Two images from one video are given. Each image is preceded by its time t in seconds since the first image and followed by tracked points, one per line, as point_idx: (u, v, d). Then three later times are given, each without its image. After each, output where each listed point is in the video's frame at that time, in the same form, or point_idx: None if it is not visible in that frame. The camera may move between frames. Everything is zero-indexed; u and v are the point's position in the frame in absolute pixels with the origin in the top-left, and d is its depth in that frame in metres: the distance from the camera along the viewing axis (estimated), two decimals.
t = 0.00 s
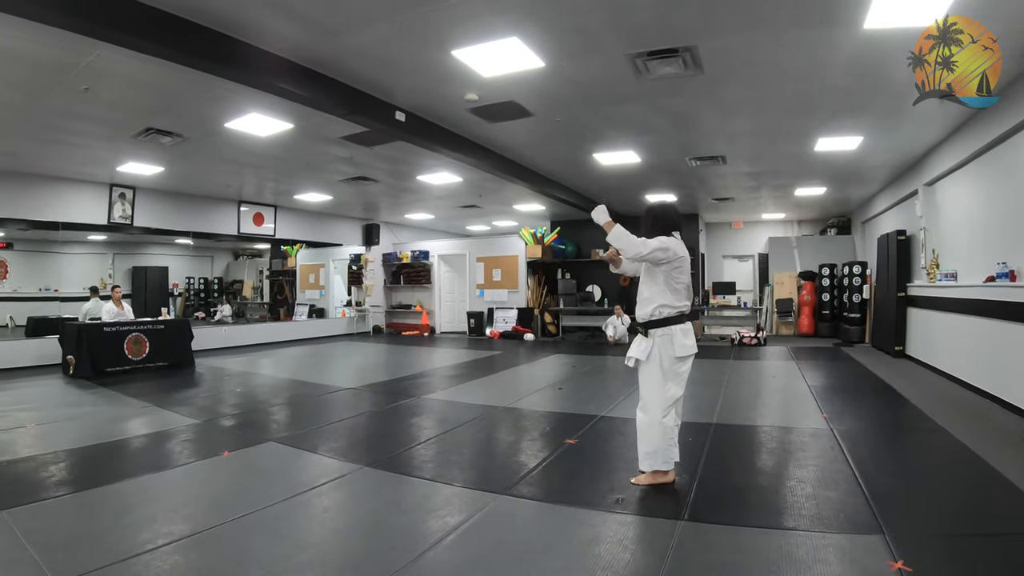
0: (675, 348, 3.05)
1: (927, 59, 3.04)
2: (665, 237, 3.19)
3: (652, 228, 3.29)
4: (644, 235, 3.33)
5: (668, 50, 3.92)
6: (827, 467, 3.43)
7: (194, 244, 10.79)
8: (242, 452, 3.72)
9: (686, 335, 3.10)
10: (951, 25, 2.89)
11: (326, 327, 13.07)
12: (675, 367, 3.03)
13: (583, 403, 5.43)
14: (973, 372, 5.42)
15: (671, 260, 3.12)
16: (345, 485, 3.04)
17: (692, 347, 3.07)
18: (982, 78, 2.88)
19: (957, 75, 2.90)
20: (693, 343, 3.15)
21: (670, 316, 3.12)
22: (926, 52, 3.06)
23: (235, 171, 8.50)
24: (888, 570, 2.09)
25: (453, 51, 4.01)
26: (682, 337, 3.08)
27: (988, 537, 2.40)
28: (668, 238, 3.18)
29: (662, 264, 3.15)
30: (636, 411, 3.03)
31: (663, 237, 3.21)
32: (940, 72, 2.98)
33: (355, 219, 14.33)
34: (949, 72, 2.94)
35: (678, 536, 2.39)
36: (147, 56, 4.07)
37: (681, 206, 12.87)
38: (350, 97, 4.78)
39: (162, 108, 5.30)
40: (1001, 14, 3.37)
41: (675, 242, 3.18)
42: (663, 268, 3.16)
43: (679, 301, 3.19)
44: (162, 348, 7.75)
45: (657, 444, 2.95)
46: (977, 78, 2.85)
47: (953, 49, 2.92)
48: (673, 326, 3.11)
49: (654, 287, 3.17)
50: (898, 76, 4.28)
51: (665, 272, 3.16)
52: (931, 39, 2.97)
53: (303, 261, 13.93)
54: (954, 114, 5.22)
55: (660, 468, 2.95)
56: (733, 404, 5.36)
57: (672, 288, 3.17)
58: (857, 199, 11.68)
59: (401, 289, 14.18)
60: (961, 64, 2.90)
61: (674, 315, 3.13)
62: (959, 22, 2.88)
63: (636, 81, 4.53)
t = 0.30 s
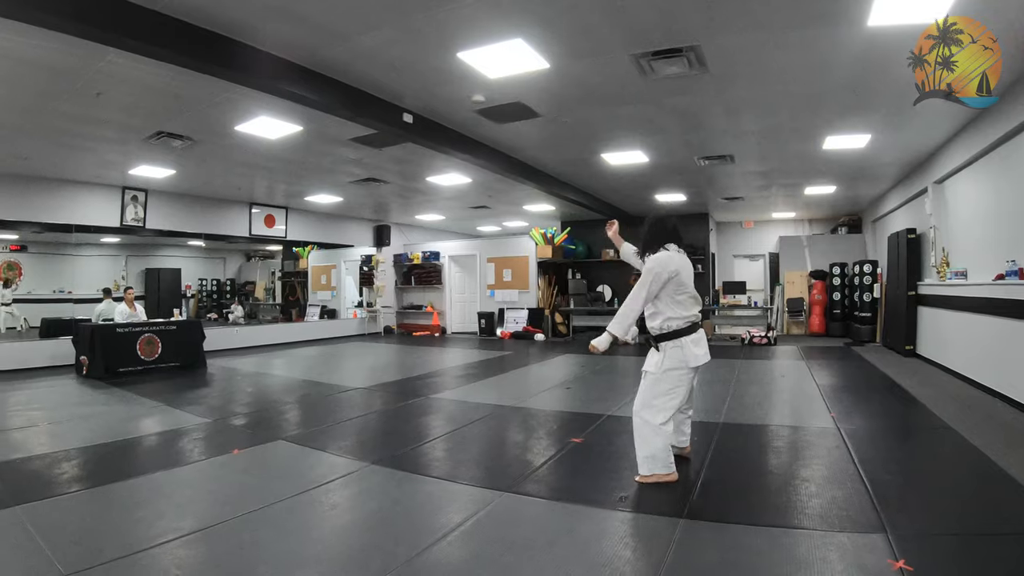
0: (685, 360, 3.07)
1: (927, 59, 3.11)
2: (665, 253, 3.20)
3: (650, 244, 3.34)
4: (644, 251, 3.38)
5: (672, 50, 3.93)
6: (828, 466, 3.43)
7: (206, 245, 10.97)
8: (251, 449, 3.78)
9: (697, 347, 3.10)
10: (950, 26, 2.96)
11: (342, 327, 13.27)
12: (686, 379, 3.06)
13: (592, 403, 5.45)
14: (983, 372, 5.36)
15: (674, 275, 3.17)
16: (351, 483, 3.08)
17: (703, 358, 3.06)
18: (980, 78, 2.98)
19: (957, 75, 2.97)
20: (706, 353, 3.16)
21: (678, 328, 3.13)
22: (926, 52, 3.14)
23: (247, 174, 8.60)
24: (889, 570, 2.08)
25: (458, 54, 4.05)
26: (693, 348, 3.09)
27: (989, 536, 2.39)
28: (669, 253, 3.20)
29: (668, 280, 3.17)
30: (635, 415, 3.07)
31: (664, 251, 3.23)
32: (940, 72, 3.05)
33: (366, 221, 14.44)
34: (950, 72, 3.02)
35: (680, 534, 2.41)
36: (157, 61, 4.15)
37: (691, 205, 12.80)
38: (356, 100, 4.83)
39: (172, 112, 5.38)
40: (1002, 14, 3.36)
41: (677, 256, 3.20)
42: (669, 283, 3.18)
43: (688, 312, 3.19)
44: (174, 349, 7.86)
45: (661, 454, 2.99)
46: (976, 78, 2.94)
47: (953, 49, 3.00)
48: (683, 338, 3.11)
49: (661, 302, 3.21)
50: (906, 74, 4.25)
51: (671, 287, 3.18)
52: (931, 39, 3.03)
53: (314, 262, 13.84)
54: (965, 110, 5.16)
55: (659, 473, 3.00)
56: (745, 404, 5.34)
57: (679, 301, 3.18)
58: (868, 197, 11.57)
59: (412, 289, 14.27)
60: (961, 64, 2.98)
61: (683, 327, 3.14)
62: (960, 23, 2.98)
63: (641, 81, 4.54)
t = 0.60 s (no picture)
0: (688, 382, 3.26)
1: (929, 59, 3.50)
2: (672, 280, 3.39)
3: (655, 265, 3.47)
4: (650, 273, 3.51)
5: (677, 45, 3.90)
6: (836, 464, 3.38)
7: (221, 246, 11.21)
8: (261, 446, 3.85)
9: (700, 370, 3.28)
10: (951, 27, 3.36)
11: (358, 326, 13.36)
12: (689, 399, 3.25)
13: (603, 400, 5.46)
14: (997, 370, 5.25)
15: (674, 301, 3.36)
16: (356, 480, 3.11)
17: (704, 383, 3.25)
18: (979, 77, 3.42)
19: (957, 75, 3.39)
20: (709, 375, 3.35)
21: (681, 352, 3.33)
22: (927, 52, 3.51)
23: (260, 175, 8.71)
24: (889, 570, 2.05)
25: (462, 53, 4.06)
26: (695, 371, 3.28)
27: (995, 534, 2.34)
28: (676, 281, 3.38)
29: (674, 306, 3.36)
30: (628, 413, 3.17)
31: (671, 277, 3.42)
32: (941, 72, 3.46)
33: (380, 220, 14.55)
34: (950, 72, 3.42)
35: (680, 531, 2.42)
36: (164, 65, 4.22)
37: (704, 202, 12.70)
38: (363, 100, 4.86)
39: (182, 114, 5.47)
40: (1014, 4, 3.29)
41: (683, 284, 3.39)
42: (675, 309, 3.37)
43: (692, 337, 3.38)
44: (188, 347, 8.00)
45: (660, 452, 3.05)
46: (977, 77, 3.39)
47: (953, 49, 3.39)
48: (687, 361, 3.30)
49: (663, 326, 3.41)
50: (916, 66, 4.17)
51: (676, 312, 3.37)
52: (932, 39, 3.44)
53: (330, 262, 14.51)
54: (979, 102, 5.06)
55: (656, 459, 3.05)
56: (759, 402, 5.29)
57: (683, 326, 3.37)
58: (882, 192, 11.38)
59: (425, 288, 14.34)
60: (961, 64, 3.37)
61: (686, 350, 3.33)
62: (960, 22, 3.38)
63: (646, 77, 4.51)
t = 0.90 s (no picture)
0: (693, 378, 3.30)
1: (929, 59, 3.46)
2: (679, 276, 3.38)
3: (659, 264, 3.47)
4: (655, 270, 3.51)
5: (682, 44, 3.89)
6: (843, 467, 3.34)
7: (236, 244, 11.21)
8: (268, 441, 3.92)
9: (704, 366, 3.32)
10: (951, 27, 3.36)
11: (370, 324, 13.58)
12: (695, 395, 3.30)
13: (612, 399, 5.45)
14: (1010, 372, 5.16)
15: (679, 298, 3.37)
16: (359, 476, 3.17)
17: (708, 379, 3.30)
18: (979, 77, 3.35)
19: (956, 74, 3.31)
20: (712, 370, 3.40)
21: (685, 349, 3.36)
22: (928, 52, 3.50)
23: (273, 173, 8.81)
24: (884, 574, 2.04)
25: (467, 53, 4.09)
26: (700, 367, 3.32)
27: (996, 541, 2.30)
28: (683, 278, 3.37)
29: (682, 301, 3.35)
30: (633, 409, 3.16)
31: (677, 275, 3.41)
32: (940, 72, 3.37)
33: (393, 219, 14.64)
34: (949, 71, 3.34)
35: (674, 531, 2.43)
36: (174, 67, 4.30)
37: (717, 201, 12.59)
38: (371, 100, 4.91)
39: (194, 115, 5.57)
40: None
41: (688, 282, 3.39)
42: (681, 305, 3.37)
43: (696, 333, 3.41)
44: (201, 344, 8.14)
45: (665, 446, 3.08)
46: (975, 76, 3.30)
47: (953, 48, 3.35)
48: (692, 358, 3.33)
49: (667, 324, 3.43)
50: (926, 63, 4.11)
51: (682, 308, 3.37)
52: (933, 39, 3.44)
53: (344, 260, 13.86)
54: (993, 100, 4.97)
55: (657, 457, 3.05)
56: (770, 402, 5.24)
57: (688, 322, 3.38)
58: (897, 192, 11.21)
59: (438, 287, 14.50)
60: (961, 64, 3.29)
61: (691, 347, 3.37)
62: (960, 23, 3.37)
63: (652, 76, 4.50)
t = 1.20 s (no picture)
0: (701, 376, 3.29)
1: (928, 59, 3.54)
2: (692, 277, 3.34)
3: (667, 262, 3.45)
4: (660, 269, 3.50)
5: (689, 43, 3.88)
6: (853, 468, 3.32)
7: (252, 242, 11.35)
8: (277, 436, 3.99)
9: (714, 363, 3.31)
10: (950, 27, 3.40)
11: (384, 321, 13.74)
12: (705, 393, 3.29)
13: (623, 398, 5.46)
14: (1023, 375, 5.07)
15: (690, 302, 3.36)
16: (364, 471, 3.21)
17: (716, 375, 3.30)
18: (975, 76, 3.54)
19: (957, 75, 3.46)
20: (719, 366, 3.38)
21: (694, 346, 3.34)
22: (927, 51, 3.57)
23: (288, 172, 8.92)
24: None
25: (474, 53, 4.12)
26: (708, 365, 3.30)
27: (1000, 546, 2.27)
28: (695, 277, 3.34)
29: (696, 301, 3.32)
30: (640, 406, 3.17)
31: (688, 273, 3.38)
32: (941, 72, 3.49)
33: (407, 217, 14.74)
34: (950, 71, 3.46)
35: (673, 530, 2.44)
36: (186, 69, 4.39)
37: (730, 200, 12.48)
38: (380, 99, 4.95)
39: (207, 115, 5.67)
40: None
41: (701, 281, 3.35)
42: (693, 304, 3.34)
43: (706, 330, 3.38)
44: (216, 341, 8.29)
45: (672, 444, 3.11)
46: (975, 77, 3.50)
47: (953, 49, 3.45)
48: (700, 354, 3.30)
49: (681, 324, 3.39)
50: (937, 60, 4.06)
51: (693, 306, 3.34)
52: (933, 39, 3.48)
53: (359, 258, 14.02)
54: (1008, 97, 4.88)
55: (662, 455, 3.07)
56: (781, 403, 5.21)
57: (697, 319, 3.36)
58: (913, 191, 11.03)
59: (452, 285, 14.67)
60: (960, 65, 3.44)
61: (701, 344, 3.34)
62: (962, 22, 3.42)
63: (659, 75, 4.49)
